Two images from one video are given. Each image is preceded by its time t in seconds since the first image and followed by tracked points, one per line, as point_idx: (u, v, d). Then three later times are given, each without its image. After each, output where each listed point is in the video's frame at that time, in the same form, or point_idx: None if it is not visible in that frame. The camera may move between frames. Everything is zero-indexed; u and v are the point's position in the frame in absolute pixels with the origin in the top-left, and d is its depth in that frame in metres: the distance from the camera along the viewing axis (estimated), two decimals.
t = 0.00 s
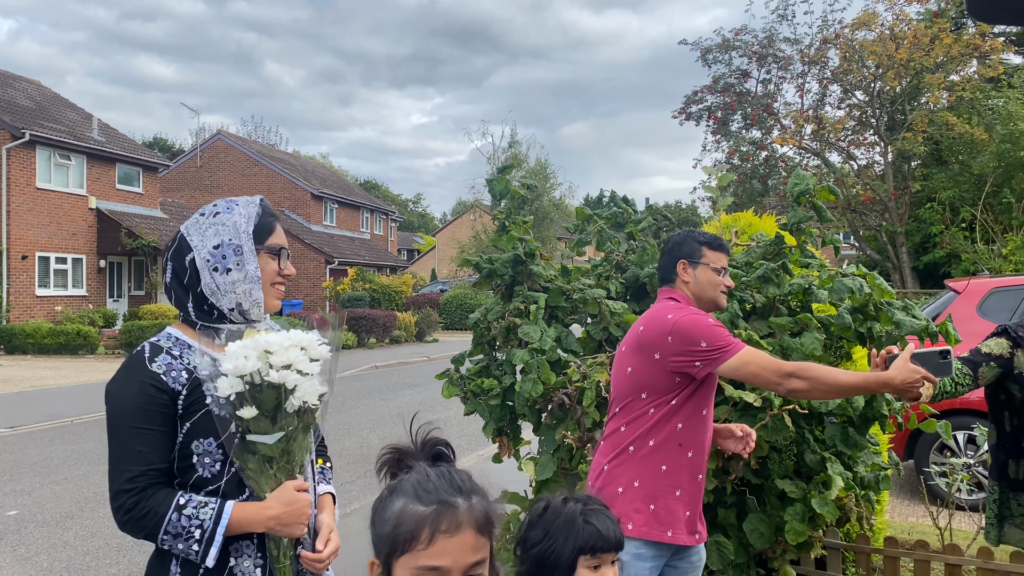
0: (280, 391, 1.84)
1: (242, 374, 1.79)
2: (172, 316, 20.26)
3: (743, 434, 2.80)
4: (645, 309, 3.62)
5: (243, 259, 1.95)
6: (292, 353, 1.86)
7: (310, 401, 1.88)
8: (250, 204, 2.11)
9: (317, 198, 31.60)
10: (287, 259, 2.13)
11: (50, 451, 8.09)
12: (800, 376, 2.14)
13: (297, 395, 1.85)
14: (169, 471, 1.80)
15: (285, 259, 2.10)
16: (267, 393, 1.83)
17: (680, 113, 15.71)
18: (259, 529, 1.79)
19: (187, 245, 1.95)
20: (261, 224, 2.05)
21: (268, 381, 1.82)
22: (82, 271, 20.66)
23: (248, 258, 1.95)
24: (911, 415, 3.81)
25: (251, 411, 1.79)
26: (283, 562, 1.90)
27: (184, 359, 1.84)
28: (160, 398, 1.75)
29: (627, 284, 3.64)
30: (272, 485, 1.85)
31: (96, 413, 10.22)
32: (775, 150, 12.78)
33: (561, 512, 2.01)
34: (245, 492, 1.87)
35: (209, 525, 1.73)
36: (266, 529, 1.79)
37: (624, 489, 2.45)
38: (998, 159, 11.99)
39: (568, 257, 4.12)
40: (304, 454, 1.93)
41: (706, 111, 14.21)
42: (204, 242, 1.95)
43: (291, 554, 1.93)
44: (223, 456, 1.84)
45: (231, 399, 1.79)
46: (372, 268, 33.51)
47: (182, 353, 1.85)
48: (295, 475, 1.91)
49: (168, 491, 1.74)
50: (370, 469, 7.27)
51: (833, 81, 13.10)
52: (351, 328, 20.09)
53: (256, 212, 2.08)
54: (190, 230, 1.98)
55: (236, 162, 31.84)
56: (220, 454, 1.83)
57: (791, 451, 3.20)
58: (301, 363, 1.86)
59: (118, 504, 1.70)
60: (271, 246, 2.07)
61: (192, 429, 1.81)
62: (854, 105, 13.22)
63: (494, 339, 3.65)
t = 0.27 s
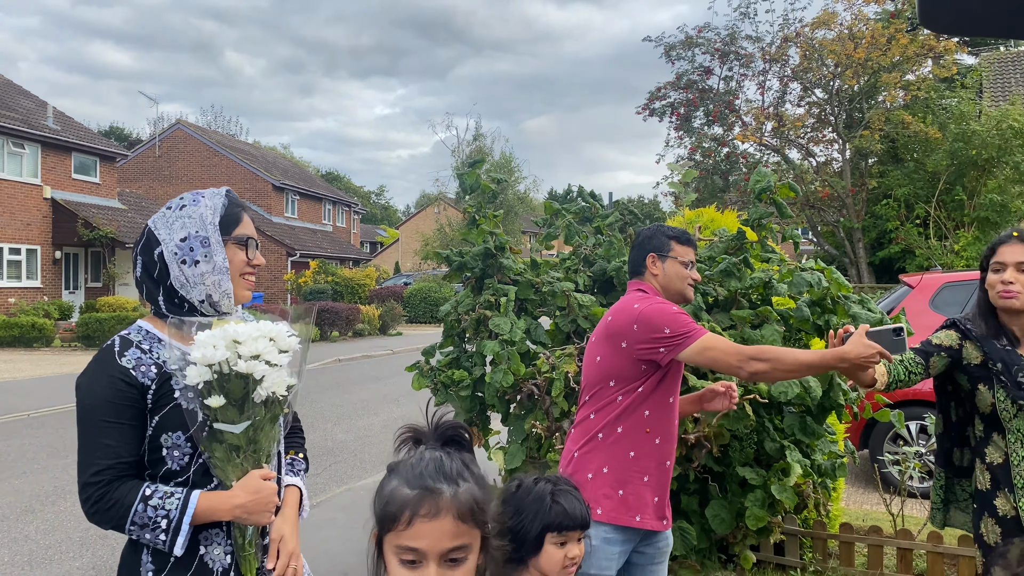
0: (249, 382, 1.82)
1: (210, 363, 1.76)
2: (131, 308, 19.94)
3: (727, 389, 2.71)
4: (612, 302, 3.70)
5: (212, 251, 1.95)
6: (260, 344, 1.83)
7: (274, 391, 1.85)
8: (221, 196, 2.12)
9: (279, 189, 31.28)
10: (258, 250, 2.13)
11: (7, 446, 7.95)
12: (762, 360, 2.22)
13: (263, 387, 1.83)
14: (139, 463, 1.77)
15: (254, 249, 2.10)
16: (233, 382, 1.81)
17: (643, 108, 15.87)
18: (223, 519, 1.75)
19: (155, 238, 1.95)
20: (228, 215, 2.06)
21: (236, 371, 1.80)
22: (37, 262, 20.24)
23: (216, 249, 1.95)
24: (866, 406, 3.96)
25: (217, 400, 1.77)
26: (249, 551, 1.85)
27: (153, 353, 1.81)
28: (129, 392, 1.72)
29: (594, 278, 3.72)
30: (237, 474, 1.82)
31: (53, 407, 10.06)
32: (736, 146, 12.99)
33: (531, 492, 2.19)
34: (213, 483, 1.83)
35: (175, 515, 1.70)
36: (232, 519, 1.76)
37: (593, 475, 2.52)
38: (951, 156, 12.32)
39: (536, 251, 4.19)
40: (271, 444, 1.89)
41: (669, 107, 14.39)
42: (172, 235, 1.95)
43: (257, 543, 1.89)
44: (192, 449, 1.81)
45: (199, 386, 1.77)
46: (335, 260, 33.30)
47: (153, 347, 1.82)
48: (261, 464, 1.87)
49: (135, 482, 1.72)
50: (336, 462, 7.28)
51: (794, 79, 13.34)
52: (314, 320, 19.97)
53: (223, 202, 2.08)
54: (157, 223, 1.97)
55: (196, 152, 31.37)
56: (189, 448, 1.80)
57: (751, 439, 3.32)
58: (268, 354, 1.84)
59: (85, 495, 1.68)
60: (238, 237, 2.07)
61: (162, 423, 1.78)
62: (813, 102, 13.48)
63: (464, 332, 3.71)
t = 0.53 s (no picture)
0: (209, 369, 1.82)
1: (172, 350, 1.78)
2: (85, 300, 19.58)
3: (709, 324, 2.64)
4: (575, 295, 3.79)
5: (159, 239, 1.93)
6: (223, 331, 1.85)
7: (236, 377, 1.85)
8: (182, 181, 2.08)
9: (238, 181, 30.88)
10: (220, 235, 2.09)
11: None
12: (704, 325, 2.28)
13: (225, 373, 1.84)
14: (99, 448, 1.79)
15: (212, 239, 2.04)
16: (195, 369, 1.81)
17: (605, 105, 16.00)
18: (182, 502, 1.75)
19: (114, 229, 1.97)
20: (180, 204, 2.00)
21: (198, 358, 1.81)
22: None
23: (164, 239, 1.92)
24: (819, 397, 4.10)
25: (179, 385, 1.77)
26: (207, 536, 1.84)
27: (116, 339, 1.82)
28: (91, 375, 1.74)
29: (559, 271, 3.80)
30: (197, 460, 1.82)
31: (6, 401, 9.87)
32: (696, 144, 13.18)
33: (508, 478, 2.29)
34: (174, 469, 1.84)
35: (133, 497, 1.71)
36: (191, 502, 1.76)
37: (555, 461, 2.60)
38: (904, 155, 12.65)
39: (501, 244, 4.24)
40: (231, 431, 1.90)
41: (631, 104, 14.54)
42: (127, 224, 1.95)
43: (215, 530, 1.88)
44: (151, 436, 1.82)
45: (160, 371, 1.78)
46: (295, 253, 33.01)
47: (116, 333, 1.83)
48: (222, 451, 1.87)
49: (95, 465, 1.73)
50: (298, 455, 7.27)
51: (752, 77, 13.58)
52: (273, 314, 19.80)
53: (177, 191, 2.03)
54: (116, 213, 1.98)
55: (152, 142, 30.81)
56: (149, 434, 1.81)
57: (708, 428, 3.43)
58: (231, 341, 1.85)
59: (46, 478, 1.70)
60: (187, 225, 1.99)
61: (123, 408, 1.79)
62: (771, 101, 13.73)
63: (430, 323, 3.76)
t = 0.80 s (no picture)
0: (182, 363, 1.83)
1: (145, 342, 1.79)
2: (42, 294, 19.21)
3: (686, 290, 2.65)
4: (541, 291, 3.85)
5: (115, 231, 1.95)
6: (198, 327, 1.86)
7: (208, 372, 1.85)
8: (147, 172, 2.07)
9: (200, 174, 30.47)
10: (184, 223, 2.05)
11: None
12: (639, 304, 2.33)
13: (199, 367, 1.84)
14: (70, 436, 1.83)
15: (169, 228, 2.00)
16: (167, 363, 1.82)
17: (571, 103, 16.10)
18: (146, 494, 1.77)
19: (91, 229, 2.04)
20: (133, 195, 1.98)
21: (171, 351, 1.82)
22: None
23: (119, 230, 1.95)
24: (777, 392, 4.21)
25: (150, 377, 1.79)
26: (172, 528, 1.85)
27: (92, 330, 1.84)
28: (63, 365, 1.78)
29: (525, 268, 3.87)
30: (165, 451, 1.84)
31: None
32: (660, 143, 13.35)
33: (494, 470, 2.41)
34: (145, 461, 1.86)
35: (97, 487, 1.74)
36: (156, 495, 1.78)
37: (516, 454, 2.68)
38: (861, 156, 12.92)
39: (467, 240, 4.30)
40: (203, 426, 1.91)
41: (597, 102, 14.66)
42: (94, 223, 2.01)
43: (181, 523, 1.89)
44: (122, 427, 1.85)
45: (133, 365, 1.81)
46: (258, 248, 32.69)
47: (94, 324, 1.86)
48: (192, 445, 1.89)
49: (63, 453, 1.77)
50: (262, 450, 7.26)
51: (715, 78, 13.77)
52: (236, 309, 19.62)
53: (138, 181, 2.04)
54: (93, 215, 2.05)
55: (112, 134, 30.27)
56: (120, 426, 1.84)
57: (669, 422, 3.53)
58: (205, 338, 1.85)
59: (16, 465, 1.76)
60: (140, 216, 1.97)
61: (95, 399, 1.83)
62: (734, 102, 13.94)
63: (397, 319, 3.80)
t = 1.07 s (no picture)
0: (181, 361, 1.87)
1: (145, 337, 1.83)
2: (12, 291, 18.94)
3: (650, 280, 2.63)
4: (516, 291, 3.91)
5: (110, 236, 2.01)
6: (198, 324, 1.89)
7: (208, 370, 1.89)
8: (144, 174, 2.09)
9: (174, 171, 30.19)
10: (174, 223, 2.04)
11: None
12: (592, 304, 2.43)
13: (196, 365, 1.87)
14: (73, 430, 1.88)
15: (156, 228, 2.01)
16: (166, 358, 1.86)
17: (548, 104, 16.16)
18: (144, 489, 1.79)
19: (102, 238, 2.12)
20: (124, 197, 2.02)
21: (169, 347, 1.85)
22: None
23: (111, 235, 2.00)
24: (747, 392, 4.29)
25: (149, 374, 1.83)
26: (170, 524, 1.87)
27: (101, 327, 1.88)
28: (71, 360, 1.82)
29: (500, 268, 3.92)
30: (164, 447, 1.86)
31: None
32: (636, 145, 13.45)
33: (475, 468, 2.46)
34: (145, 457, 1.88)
35: (95, 481, 1.77)
36: (153, 490, 1.80)
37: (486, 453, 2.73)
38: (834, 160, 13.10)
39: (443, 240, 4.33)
40: (203, 422, 1.93)
41: (574, 104, 14.74)
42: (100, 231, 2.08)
43: (181, 518, 1.91)
44: (124, 423, 1.87)
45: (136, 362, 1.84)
46: (232, 245, 32.46)
47: (104, 321, 1.90)
48: (191, 442, 1.91)
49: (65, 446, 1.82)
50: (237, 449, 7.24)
51: (691, 81, 13.91)
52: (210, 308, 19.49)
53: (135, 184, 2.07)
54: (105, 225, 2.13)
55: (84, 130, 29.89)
56: (123, 422, 1.86)
57: (641, 420, 3.60)
58: (204, 335, 1.89)
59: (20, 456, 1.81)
60: (132, 216, 2.00)
61: (99, 395, 1.86)
62: (709, 105, 14.08)
63: (373, 318, 3.83)
